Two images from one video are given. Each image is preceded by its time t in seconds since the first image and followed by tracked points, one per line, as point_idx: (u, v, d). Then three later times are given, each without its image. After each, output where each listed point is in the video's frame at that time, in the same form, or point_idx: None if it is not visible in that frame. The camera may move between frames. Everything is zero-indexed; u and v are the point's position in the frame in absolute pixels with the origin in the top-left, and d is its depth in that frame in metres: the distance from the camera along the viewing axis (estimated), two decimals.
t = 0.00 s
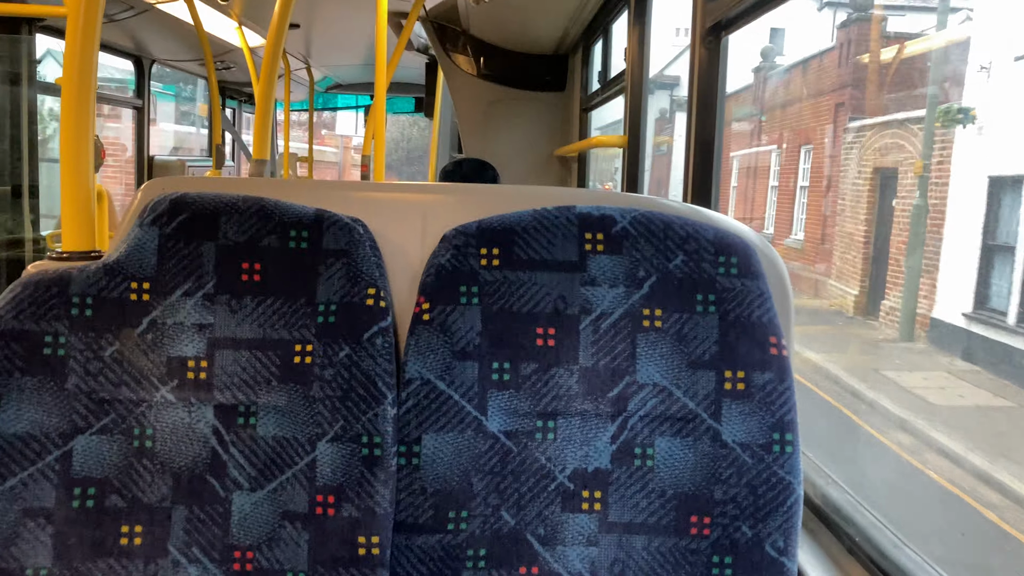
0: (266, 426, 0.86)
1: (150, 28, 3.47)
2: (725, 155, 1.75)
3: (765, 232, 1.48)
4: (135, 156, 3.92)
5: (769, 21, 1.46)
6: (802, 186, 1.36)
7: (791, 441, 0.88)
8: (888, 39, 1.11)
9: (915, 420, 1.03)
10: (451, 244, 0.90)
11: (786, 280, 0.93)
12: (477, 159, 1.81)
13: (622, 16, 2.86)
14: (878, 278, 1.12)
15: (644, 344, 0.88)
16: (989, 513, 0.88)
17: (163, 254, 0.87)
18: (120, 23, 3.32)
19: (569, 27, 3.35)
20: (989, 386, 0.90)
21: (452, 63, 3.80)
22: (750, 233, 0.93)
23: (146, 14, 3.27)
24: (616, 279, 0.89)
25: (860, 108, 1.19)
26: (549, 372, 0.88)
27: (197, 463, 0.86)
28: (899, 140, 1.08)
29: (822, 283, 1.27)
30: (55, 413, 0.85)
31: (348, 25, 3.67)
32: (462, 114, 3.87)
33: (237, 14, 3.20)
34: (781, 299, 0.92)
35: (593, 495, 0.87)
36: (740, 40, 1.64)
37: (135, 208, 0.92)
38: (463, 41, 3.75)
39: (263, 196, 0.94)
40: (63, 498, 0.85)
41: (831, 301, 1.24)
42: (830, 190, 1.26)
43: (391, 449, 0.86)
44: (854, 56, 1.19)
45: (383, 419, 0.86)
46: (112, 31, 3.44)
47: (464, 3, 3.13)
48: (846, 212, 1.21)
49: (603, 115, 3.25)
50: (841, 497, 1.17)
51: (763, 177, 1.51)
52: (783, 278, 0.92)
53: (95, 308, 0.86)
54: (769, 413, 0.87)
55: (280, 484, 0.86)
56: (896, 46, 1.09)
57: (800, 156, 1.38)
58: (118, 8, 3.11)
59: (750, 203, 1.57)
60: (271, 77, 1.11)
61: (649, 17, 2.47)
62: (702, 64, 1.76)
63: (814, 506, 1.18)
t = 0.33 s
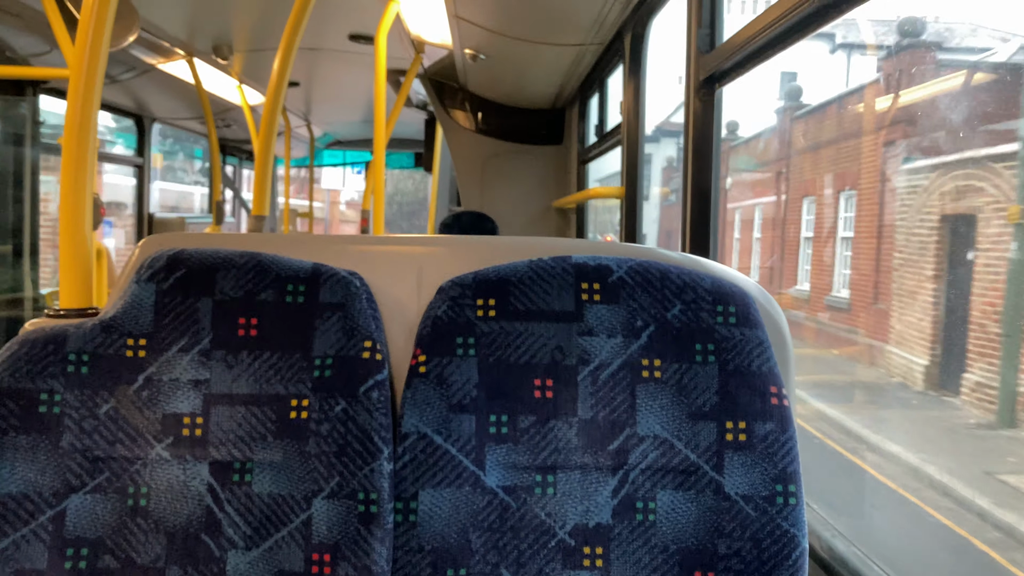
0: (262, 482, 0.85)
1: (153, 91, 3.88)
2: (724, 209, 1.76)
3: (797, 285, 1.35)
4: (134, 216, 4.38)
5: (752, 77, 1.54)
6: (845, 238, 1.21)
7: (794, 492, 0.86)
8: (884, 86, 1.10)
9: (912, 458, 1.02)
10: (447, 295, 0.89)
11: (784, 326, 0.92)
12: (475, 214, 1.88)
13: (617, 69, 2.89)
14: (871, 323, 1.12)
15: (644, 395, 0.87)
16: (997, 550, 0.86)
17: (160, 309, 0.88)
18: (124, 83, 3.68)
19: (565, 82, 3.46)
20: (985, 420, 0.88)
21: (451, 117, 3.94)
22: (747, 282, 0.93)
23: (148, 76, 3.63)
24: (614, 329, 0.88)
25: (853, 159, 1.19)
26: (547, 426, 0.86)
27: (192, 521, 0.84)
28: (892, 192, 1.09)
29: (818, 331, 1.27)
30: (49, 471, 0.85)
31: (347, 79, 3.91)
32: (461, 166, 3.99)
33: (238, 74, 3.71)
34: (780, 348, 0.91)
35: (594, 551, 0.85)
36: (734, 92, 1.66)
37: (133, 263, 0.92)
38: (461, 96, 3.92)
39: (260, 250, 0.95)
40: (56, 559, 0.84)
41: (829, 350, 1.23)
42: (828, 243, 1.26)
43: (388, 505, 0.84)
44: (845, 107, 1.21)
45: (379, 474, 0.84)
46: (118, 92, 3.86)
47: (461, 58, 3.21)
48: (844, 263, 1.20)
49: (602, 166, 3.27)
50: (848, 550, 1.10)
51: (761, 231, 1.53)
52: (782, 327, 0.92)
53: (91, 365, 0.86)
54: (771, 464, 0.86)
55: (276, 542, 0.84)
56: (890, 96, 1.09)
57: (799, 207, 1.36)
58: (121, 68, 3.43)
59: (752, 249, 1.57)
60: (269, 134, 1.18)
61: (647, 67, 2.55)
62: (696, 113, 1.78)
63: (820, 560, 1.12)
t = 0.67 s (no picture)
0: (291, 518, 0.84)
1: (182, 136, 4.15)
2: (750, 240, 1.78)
3: (856, 328, 1.24)
4: (164, 259, 4.79)
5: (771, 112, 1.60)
6: (915, 273, 1.08)
7: (829, 523, 0.83)
8: (904, 119, 1.12)
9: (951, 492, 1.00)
10: (474, 327, 0.91)
11: (809, 352, 0.94)
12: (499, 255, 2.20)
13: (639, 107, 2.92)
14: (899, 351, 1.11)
15: (673, 426, 0.86)
16: None
17: (190, 346, 0.89)
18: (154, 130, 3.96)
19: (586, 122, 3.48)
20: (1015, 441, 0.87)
21: (474, 159, 3.96)
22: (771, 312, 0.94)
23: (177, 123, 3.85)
24: (641, 359, 0.89)
25: (878, 189, 1.20)
26: (577, 457, 0.86)
27: (221, 558, 0.83)
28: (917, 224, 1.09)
29: (844, 364, 1.27)
30: (80, 507, 0.84)
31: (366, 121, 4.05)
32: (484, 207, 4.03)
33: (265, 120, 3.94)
34: (807, 378, 0.92)
35: None
36: (754, 125, 1.73)
37: (163, 301, 0.98)
38: (484, 137, 3.96)
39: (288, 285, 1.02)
40: None
41: (856, 382, 1.22)
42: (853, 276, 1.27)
43: (417, 539, 0.82)
44: (868, 141, 1.21)
45: (408, 508, 0.83)
46: (148, 140, 4.19)
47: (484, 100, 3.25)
48: (870, 297, 1.20)
49: (623, 203, 3.32)
50: None
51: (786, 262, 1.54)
52: (808, 356, 0.93)
53: (121, 401, 0.87)
54: (804, 495, 0.84)
55: None
56: (911, 129, 1.11)
57: (801, 247, 1.47)
58: (152, 117, 3.65)
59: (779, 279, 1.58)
60: (297, 178, 1.29)
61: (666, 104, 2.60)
62: (717, 148, 1.85)
63: None
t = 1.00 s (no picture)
0: (299, 535, 0.83)
1: (187, 149, 4.17)
2: (758, 251, 1.78)
3: (908, 345, 1.12)
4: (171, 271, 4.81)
5: (780, 121, 1.59)
6: (984, 282, 0.95)
7: (844, 539, 0.82)
8: (912, 129, 1.11)
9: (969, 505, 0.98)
10: (483, 342, 0.90)
11: (821, 364, 0.93)
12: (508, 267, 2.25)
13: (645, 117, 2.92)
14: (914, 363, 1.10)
15: (684, 441, 0.85)
16: None
17: (197, 362, 0.88)
18: (160, 143, 3.99)
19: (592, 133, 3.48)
20: None
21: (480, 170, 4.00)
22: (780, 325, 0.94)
23: (183, 135, 3.88)
24: (652, 373, 0.88)
25: (887, 199, 1.19)
26: (587, 473, 0.85)
27: None
28: (927, 233, 1.08)
29: (857, 374, 1.26)
30: (86, 525, 0.83)
31: (372, 133, 4.06)
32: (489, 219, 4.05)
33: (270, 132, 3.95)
34: (819, 391, 0.91)
35: None
36: (761, 136, 1.72)
37: (171, 316, 0.98)
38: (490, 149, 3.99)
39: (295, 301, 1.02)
40: None
41: (869, 394, 1.21)
42: (865, 283, 1.25)
43: (427, 557, 0.81)
44: (877, 149, 1.21)
45: (417, 525, 0.81)
46: (153, 152, 4.22)
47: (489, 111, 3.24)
48: (883, 306, 1.19)
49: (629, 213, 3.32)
50: None
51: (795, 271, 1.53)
52: (820, 369, 0.92)
53: (128, 418, 0.86)
54: (818, 510, 0.82)
55: None
56: (918, 138, 1.10)
57: (820, 255, 1.43)
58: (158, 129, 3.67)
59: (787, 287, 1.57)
60: (303, 190, 1.30)
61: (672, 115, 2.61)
62: (725, 159, 1.85)
63: None
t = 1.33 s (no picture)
0: (301, 545, 0.83)
1: (187, 157, 4.18)
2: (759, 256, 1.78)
3: (963, 353, 0.98)
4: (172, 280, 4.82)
5: (778, 126, 1.60)
6: None
7: (845, 544, 0.82)
8: (911, 130, 1.10)
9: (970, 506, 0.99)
10: (483, 349, 0.91)
11: (821, 368, 0.93)
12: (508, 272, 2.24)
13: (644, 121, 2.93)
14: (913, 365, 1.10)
15: (685, 447, 0.85)
16: None
17: (197, 373, 0.88)
18: (160, 153, 4.00)
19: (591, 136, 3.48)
20: None
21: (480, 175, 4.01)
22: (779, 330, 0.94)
23: (183, 144, 3.88)
24: (652, 379, 0.88)
25: (887, 202, 1.19)
26: (589, 480, 0.85)
27: None
28: (927, 232, 1.08)
29: (858, 376, 1.26)
30: (89, 538, 0.83)
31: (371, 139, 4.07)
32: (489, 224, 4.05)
33: (269, 141, 3.96)
34: (820, 395, 0.91)
35: None
36: (759, 140, 1.72)
37: (171, 327, 0.99)
38: (490, 154, 3.99)
39: (295, 310, 1.03)
40: None
41: (870, 398, 1.21)
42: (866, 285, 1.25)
43: (429, 565, 0.81)
44: (875, 152, 1.21)
45: (419, 533, 0.81)
46: (153, 162, 4.23)
47: (489, 117, 3.24)
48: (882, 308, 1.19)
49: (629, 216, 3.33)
50: None
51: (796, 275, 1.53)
52: (820, 373, 0.92)
53: (129, 430, 0.86)
54: (820, 515, 0.82)
55: None
56: (917, 140, 1.09)
57: (819, 257, 1.43)
58: (158, 138, 3.68)
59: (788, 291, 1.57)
60: (303, 198, 1.30)
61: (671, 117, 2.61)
62: (725, 162, 1.85)
63: None
